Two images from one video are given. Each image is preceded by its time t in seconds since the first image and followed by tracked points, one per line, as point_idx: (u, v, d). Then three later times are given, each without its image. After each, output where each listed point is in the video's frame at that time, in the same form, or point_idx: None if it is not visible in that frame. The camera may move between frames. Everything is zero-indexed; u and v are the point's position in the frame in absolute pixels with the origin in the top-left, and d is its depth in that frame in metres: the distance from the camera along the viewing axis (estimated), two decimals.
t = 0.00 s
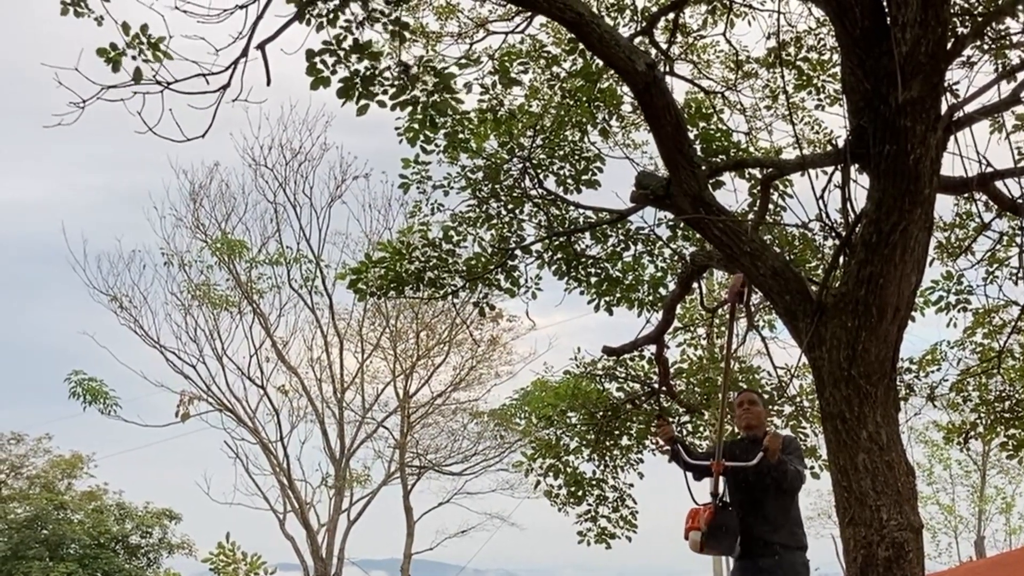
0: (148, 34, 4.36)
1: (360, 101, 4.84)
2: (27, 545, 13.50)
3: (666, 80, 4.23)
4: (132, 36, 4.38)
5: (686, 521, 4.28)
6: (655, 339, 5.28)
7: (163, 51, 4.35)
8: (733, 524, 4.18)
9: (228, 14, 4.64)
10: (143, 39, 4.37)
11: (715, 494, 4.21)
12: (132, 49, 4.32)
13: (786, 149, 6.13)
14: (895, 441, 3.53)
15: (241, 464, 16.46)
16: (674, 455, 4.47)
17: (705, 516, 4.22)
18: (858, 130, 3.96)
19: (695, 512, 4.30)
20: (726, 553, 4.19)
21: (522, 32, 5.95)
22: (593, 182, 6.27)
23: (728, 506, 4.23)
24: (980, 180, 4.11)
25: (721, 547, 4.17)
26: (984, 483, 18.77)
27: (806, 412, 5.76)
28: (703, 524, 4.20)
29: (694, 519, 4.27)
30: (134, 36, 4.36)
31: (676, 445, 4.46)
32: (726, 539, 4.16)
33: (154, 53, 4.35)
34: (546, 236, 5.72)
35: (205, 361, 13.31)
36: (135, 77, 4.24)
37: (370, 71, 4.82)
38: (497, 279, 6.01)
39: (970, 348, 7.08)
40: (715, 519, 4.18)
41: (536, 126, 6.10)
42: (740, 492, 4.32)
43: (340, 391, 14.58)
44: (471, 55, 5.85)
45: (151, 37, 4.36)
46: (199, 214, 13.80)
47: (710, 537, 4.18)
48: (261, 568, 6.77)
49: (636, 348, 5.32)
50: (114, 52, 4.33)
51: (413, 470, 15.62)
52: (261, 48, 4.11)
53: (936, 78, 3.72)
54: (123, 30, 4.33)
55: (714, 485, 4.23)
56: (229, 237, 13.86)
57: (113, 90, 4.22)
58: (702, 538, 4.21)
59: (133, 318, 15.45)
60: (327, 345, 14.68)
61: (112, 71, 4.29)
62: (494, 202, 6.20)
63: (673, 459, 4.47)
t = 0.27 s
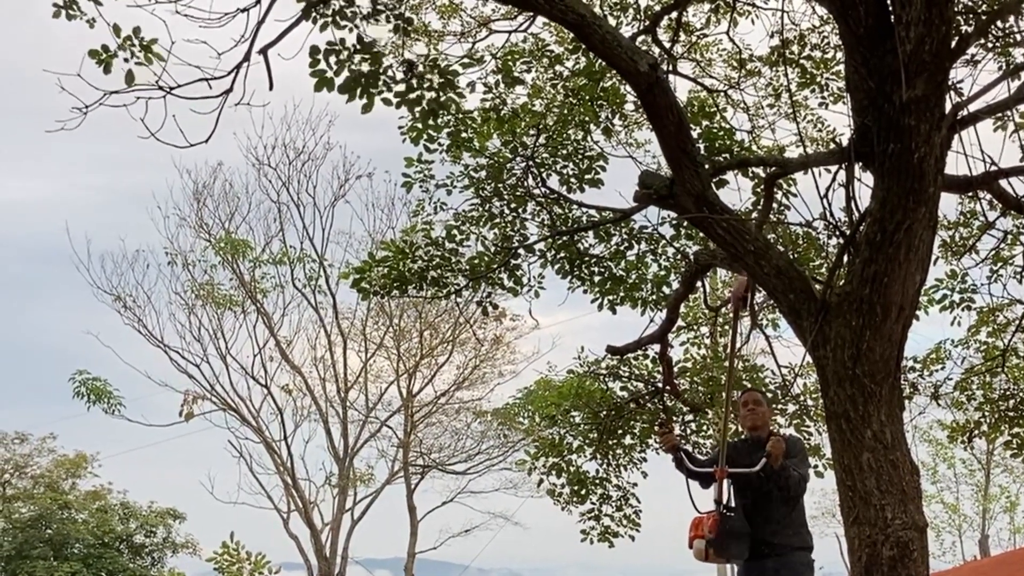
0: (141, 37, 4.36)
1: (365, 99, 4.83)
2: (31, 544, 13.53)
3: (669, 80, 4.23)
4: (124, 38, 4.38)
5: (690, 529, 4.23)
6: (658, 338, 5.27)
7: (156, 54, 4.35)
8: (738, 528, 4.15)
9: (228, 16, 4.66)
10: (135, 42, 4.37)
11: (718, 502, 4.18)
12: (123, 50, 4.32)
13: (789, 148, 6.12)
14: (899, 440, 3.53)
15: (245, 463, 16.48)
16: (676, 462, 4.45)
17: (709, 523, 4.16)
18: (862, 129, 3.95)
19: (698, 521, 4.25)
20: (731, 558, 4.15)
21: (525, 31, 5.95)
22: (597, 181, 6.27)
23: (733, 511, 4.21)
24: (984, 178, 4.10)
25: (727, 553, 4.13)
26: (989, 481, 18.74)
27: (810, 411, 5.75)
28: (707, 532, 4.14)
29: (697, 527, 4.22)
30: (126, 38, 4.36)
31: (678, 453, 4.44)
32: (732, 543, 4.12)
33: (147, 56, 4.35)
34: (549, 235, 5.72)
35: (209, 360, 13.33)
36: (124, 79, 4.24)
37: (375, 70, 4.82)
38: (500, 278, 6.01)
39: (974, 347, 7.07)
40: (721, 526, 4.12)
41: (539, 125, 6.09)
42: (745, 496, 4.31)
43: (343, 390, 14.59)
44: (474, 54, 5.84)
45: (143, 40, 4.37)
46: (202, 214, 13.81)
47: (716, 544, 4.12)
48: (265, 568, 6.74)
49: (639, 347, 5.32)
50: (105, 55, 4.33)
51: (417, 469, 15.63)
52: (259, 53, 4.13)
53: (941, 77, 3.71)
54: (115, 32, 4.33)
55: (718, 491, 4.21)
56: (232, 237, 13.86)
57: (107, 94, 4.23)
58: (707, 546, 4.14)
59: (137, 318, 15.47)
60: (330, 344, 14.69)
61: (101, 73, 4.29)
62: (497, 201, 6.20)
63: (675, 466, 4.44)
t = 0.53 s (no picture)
0: (136, 40, 4.37)
1: (376, 94, 4.84)
2: (34, 543, 13.54)
3: (670, 79, 4.22)
4: (119, 42, 4.39)
5: (696, 516, 4.18)
6: (661, 337, 5.27)
7: (151, 57, 4.36)
8: (743, 519, 4.13)
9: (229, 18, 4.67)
10: (130, 45, 4.38)
11: (723, 491, 4.18)
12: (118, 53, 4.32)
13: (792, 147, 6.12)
14: (902, 438, 3.53)
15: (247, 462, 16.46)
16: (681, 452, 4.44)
17: (715, 510, 4.14)
18: (864, 127, 3.95)
19: (704, 508, 4.23)
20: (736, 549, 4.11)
21: (528, 30, 5.95)
22: (599, 179, 6.27)
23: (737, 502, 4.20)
24: (987, 177, 4.09)
25: (731, 543, 4.08)
26: (992, 480, 18.72)
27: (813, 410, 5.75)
28: (712, 518, 4.11)
29: (702, 514, 4.20)
30: (121, 42, 4.37)
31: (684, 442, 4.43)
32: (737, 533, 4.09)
33: (143, 58, 4.36)
34: (552, 234, 5.72)
35: (212, 359, 13.34)
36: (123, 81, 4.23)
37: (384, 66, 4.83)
38: (503, 277, 6.01)
39: (977, 346, 7.06)
40: (727, 513, 4.11)
41: (542, 123, 6.09)
42: (748, 490, 4.31)
43: (346, 389, 14.60)
44: (476, 53, 5.84)
45: (138, 43, 4.37)
46: (205, 213, 13.81)
47: (722, 531, 4.09)
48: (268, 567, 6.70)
49: (642, 346, 5.32)
50: (100, 58, 4.34)
51: (419, 468, 15.63)
52: (260, 56, 4.14)
53: (943, 75, 3.71)
54: (109, 36, 4.34)
55: (722, 482, 4.21)
56: (235, 236, 13.87)
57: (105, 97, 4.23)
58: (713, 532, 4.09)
59: (140, 317, 15.50)
60: (333, 343, 14.70)
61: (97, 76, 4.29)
62: (500, 199, 6.20)
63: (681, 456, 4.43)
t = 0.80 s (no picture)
0: (144, 38, 4.37)
1: (368, 94, 4.84)
2: (36, 541, 13.56)
3: (671, 78, 4.22)
4: (128, 39, 4.38)
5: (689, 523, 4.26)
6: (663, 334, 5.27)
7: (160, 55, 4.35)
8: (740, 524, 4.15)
9: (232, 17, 4.47)
10: (140, 43, 4.37)
11: (718, 496, 4.19)
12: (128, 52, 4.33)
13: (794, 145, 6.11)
14: (903, 436, 3.52)
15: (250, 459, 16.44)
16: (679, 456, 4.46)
17: (708, 518, 4.19)
18: (866, 124, 3.94)
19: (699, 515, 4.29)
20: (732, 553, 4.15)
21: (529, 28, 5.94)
22: (601, 177, 6.26)
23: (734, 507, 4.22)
24: (988, 174, 4.08)
25: (727, 549, 4.12)
26: (993, 477, 18.72)
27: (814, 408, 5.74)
28: (706, 526, 4.18)
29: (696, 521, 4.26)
30: (130, 40, 4.36)
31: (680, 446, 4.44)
32: (733, 538, 4.12)
33: (153, 56, 4.36)
34: (553, 232, 5.71)
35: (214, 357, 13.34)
36: (131, 80, 4.23)
37: (378, 64, 4.82)
38: (504, 275, 6.01)
39: (978, 343, 7.06)
40: (720, 520, 4.14)
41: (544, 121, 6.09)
42: (747, 491, 4.32)
43: (348, 387, 14.61)
44: (478, 51, 5.84)
45: (147, 40, 4.37)
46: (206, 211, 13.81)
47: (716, 539, 4.14)
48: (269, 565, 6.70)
49: (643, 344, 5.31)
50: (110, 56, 4.34)
51: (421, 466, 15.64)
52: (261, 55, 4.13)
53: (945, 72, 3.70)
54: (121, 34, 4.33)
55: (719, 486, 4.22)
56: (236, 234, 13.87)
57: (108, 97, 4.05)
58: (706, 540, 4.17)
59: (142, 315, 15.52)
60: (335, 341, 14.70)
61: (106, 74, 4.29)
62: (501, 197, 6.20)
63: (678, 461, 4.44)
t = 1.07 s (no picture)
0: (151, 34, 4.37)
1: (363, 92, 4.83)
2: (37, 538, 13.56)
3: (671, 76, 4.21)
4: (135, 34, 4.37)
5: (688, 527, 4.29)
6: (663, 332, 5.27)
7: (166, 51, 4.35)
8: (739, 525, 4.17)
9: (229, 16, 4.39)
10: (145, 38, 4.37)
11: (717, 500, 4.20)
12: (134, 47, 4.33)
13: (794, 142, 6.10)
14: (903, 433, 3.52)
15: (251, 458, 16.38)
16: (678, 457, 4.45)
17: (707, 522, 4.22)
18: (866, 122, 3.93)
19: (698, 519, 4.32)
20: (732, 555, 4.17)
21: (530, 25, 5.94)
22: (601, 175, 6.26)
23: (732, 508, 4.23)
24: (988, 171, 4.08)
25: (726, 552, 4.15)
26: (994, 474, 18.71)
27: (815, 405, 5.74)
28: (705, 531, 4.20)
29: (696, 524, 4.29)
30: (138, 35, 4.36)
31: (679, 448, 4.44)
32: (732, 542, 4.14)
33: (158, 52, 4.35)
34: (553, 229, 5.71)
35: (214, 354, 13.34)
36: (135, 74, 4.23)
37: (376, 63, 4.82)
38: (505, 272, 6.01)
39: (979, 341, 7.06)
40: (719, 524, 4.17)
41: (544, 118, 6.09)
42: (746, 491, 4.32)
43: (348, 385, 14.62)
44: (478, 49, 5.83)
45: (153, 36, 4.37)
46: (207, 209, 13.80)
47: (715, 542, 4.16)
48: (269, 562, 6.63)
49: (643, 341, 5.31)
50: (116, 50, 4.33)
51: (422, 463, 15.65)
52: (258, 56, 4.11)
53: (945, 70, 3.71)
54: (125, 28, 4.32)
55: (718, 489, 4.23)
56: (237, 231, 13.86)
57: (107, 97, 3.92)
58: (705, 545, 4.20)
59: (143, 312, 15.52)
60: (335, 338, 14.71)
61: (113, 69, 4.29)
62: (502, 194, 6.19)
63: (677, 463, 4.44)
